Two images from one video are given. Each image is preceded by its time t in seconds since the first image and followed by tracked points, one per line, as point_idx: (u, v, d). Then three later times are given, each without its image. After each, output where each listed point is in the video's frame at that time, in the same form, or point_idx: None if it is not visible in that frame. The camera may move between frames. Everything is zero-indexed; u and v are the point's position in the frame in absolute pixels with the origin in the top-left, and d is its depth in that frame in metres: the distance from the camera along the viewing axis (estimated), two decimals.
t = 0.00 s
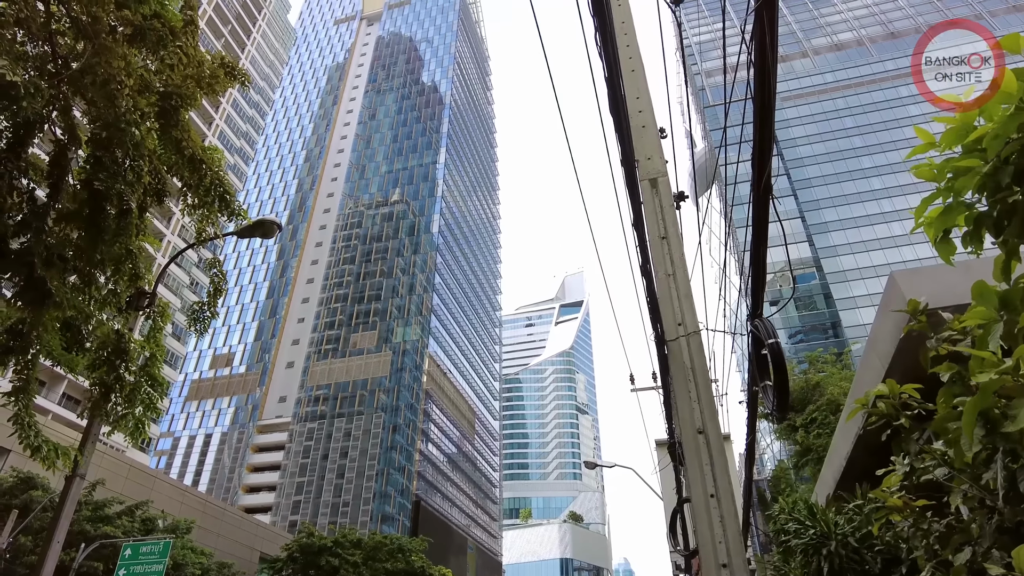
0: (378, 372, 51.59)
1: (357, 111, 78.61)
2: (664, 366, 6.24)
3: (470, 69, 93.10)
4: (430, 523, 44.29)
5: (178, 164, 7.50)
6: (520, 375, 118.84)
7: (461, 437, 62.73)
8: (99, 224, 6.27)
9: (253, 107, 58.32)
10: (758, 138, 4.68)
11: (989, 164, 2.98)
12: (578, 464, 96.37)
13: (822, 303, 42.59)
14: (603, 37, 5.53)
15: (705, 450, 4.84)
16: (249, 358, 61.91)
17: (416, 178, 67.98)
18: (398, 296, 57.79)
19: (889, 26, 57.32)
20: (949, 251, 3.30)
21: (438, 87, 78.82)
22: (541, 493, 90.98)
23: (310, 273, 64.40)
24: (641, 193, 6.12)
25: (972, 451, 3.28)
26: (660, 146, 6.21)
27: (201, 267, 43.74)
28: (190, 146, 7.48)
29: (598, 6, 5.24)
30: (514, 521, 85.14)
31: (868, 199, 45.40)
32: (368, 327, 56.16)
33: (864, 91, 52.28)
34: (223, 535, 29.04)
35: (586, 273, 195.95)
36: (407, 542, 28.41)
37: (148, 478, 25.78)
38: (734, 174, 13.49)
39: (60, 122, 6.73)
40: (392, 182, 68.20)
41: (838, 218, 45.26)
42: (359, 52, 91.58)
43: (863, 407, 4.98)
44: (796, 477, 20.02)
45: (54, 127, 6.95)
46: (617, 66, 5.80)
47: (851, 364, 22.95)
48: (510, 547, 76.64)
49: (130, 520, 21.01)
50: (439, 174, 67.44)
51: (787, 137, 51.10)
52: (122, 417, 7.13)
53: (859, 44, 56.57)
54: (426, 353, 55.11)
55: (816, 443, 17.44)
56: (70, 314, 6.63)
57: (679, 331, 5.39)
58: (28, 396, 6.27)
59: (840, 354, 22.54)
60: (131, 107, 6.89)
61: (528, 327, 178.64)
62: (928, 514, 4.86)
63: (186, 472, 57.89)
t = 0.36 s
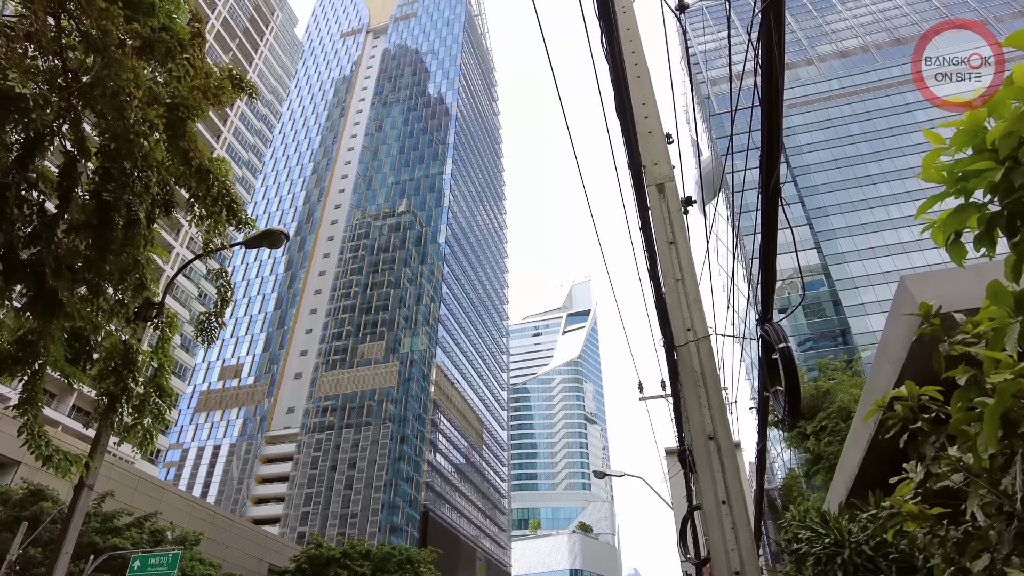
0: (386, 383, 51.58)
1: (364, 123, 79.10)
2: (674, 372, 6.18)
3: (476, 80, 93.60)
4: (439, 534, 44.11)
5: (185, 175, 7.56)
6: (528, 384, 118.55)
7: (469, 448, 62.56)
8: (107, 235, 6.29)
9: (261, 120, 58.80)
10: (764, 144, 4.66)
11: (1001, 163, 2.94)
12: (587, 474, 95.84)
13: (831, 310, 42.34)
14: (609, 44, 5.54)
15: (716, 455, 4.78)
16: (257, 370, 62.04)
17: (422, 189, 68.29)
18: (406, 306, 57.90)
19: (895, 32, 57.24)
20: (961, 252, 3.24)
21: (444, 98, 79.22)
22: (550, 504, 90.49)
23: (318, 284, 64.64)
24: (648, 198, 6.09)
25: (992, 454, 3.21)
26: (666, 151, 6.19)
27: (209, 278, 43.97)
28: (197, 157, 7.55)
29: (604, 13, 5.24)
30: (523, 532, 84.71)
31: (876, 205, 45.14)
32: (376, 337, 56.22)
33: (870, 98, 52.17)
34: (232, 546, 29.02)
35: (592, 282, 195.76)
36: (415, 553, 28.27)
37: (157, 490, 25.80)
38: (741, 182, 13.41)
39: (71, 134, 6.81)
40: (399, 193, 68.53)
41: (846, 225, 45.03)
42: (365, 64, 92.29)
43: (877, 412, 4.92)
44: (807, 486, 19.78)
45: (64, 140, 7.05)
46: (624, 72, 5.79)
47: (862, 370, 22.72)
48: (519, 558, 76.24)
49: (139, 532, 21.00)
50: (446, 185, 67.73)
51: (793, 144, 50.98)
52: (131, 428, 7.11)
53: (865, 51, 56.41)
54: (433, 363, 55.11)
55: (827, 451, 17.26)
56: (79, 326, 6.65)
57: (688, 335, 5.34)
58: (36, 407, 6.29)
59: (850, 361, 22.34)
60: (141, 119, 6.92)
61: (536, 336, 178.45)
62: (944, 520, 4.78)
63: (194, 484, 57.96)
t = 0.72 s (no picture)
0: (392, 384, 51.66)
1: (369, 125, 79.24)
2: (681, 367, 6.14)
3: (481, 81, 93.65)
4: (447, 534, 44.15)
5: (191, 175, 7.58)
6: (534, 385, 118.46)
7: (476, 448, 62.56)
8: (112, 234, 6.30)
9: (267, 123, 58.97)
10: (771, 136, 4.62)
11: (1013, 151, 2.87)
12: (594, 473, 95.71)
13: (839, 308, 42.10)
14: (613, 38, 5.51)
15: (724, 450, 4.73)
16: (265, 371, 62.21)
17: (428, 190, 68.43)
18: (412, 307, 58.01)
19: (901, 28, 56.87)
20: (968, 241, 3.21)
21: (449, 99, 79.28)
22: (557, 504, 90.35)
23: (324, 285, 64.80)
24: (654, 192, 6.05)
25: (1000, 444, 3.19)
26: (672, 145, 6.15)
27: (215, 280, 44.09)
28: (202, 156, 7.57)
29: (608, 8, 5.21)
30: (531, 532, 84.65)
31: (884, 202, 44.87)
32: (382, 338, 56.28)
33: (876, 94, 51.90)
34: (240, 546, 29.10)
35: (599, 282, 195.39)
36: (423, 553, 28.28)
37: (165, 492, 25.88)
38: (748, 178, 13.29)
39: (76, 136, 6.82)
40: (404, 195, 68.65)
41: (853, 223, 44.79)
42: (370, 66, 92.49)
43: (886, 406, 4.85)
44: (816, 484, 19.64)
45: (70, 142, 7.05)
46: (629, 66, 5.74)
47: (870, 368, 22.55)
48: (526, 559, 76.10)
49: (147, 533, 21.07)
50: (451, 185, 67.81)
51: (800, 142, 50.72)
52: (140, 429, 7.11)
53: (871, 47, 56.07)
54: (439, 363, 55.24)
55: (836, 449, 17.16)
56: (85, 327, 6.67)
57: (695, 330, 5.31)
58: (42, 408, 6.31)
59: (858, 358, 22.18)
60: (146, 119, 6.91)
61: (542, 336, 178.25)
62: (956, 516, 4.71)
63: (203, 485, 58.19)
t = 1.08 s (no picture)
0: (398, 380, 51.79)
1: (373, 121, 79.16)
2: (686, 358, 6.11)
3: (485, 76, 93.44)
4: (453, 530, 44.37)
5: (195, 170, 7.59)
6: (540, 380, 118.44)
7: (483, 443, 62.65)
8: (116, 229, 6.30)
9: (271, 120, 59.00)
10: (775, 126, 4.59)
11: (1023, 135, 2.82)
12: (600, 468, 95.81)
13: (845, 302, 41.89)
14: (615, 28, 5.47)
15: (729, 440, 4.71)
16: (271, 368, 62.45)
17: (432, 186, 68.45)
18: (417, 303, 58.14)
19: (908, 19, 56.30)
20: (976, 228, 3.16)
21: (453, 95, 79.15)
22: (564, 499, 90.56)
23: (330, 282, 64.99)
24: (658, 183, 6.02)
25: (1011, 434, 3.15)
26: (675, 135, 6.10)
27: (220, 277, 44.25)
28: (206, 151, 7.58)
29: None
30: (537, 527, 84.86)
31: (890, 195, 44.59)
32: (388, 334, 56.39)
33: (883, 87, 51.50)
34: (248, 542, 29.30)
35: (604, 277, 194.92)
36: (430, 548, 28.39)
37: (174, 488, 26.05)
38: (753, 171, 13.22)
39: (80, 133, 6.82)
40: (409, 191, 68.68)
41: (859, 216, 44.54)
42: (374, 62, 92.31)
43: (891, 396, 4.79)
44: (822, 478, 19.57)
45: (74, 139, 7.05)
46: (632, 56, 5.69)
47: (877, 361, 22.41)
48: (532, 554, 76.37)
49: (156, 529, 21.23)
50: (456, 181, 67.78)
51: (805, 135, 50.39)
52: (147, 425, 7.13)
53: (878, 39, 55.57)
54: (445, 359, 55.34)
55: (843, 442, 17.13)
56: (90, 324, 6.66)
57: (700, 321, 5.27)
58: (47, 402, 6.32)
59: (865, 351, 22.06)
60: (149, 114, 6.85)
61: (547, 331, 178.16)
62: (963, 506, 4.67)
63: (211, 481, 58.55)
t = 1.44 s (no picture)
0: (403, 369, 52.04)
1: (376, 110, 78.90)
2: (690, 343, 6.09)
3: (488, 64, 92.94)
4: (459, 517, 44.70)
5: (199, 157, 7.54)
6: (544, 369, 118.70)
7: (487, 431, 62.93)
8: (120, 217, 6.24)
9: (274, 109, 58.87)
10: (781, 109, 4.54)
11: None
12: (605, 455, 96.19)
13: (850, 289, 41.75)
14: (619, 10, 5.41)
15: (734, 425, 4.70)
16: (277, 357, 62.76)
17: (436, 175, 68.31)
18: (422, 292, 58.26)
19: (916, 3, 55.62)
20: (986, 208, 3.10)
21: (456, 83, 78.80)
22: (568, 486, 91.05)
23: (334, 272, 65.18)
24: (662, 167, 5.98)
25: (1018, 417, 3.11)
26: (680, 119, 6.07)
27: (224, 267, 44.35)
28: (209, 138, 7.52)
29: None
30: (542, 514, 85.43)
31: (896, 182, 44.32)
32: (393, 323, 56.58)
33: (888, 72, 51.03)
34: (256, 530, 29.61)
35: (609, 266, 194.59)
36: (435, 534, 28.56)
37: (182, 476, 26.31)
38: (757, 158, 13.13)
39: (82, 121, 6.76)
40: (413, 180, 68.57)
41: (865, 203, 44.30)
42: (376, 51, 91.88)
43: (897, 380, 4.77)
44: (826, 464, 19.58)
45: (76, 126, 7.00)
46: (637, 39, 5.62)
47: (883, 348, 22.34)
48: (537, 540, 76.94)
49: (164, 516, 21.47)
50: (460, 170, 67.65)
51: (811, 122, 50.02)
52: (152, 413, 7.12)
53: (885, 23, 54.95)
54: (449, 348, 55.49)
55: (847, 429, 17.14)
56: (94, 311, 6.66)
57: (704, 305, 5.26)
58: (50, 387, 6.31)
59: (870, 339, 22.00)
60: (151, 103, 6.81)
61: (551, 320, 178.25)
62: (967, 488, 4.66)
63: (218, 469, 59.05)
